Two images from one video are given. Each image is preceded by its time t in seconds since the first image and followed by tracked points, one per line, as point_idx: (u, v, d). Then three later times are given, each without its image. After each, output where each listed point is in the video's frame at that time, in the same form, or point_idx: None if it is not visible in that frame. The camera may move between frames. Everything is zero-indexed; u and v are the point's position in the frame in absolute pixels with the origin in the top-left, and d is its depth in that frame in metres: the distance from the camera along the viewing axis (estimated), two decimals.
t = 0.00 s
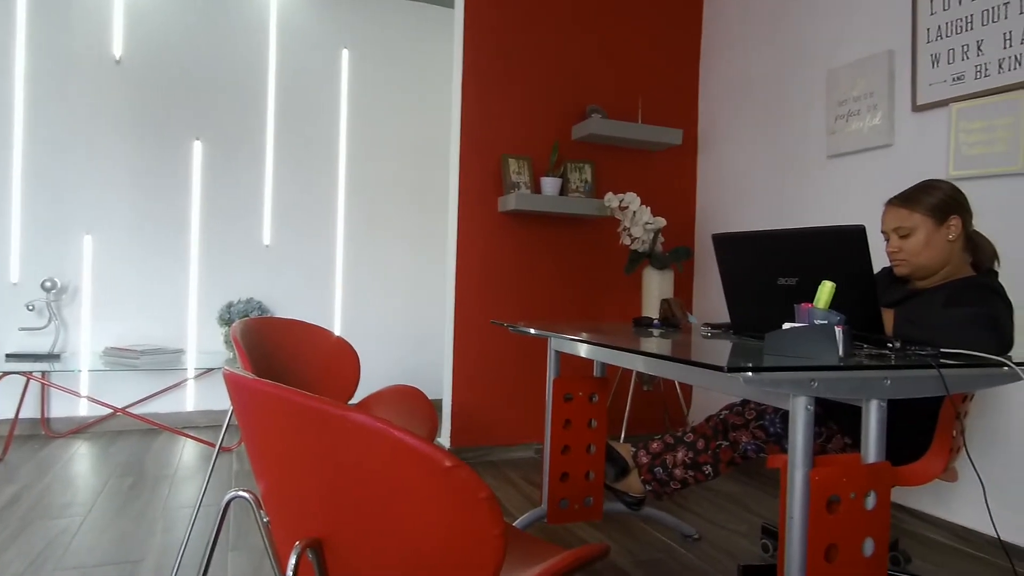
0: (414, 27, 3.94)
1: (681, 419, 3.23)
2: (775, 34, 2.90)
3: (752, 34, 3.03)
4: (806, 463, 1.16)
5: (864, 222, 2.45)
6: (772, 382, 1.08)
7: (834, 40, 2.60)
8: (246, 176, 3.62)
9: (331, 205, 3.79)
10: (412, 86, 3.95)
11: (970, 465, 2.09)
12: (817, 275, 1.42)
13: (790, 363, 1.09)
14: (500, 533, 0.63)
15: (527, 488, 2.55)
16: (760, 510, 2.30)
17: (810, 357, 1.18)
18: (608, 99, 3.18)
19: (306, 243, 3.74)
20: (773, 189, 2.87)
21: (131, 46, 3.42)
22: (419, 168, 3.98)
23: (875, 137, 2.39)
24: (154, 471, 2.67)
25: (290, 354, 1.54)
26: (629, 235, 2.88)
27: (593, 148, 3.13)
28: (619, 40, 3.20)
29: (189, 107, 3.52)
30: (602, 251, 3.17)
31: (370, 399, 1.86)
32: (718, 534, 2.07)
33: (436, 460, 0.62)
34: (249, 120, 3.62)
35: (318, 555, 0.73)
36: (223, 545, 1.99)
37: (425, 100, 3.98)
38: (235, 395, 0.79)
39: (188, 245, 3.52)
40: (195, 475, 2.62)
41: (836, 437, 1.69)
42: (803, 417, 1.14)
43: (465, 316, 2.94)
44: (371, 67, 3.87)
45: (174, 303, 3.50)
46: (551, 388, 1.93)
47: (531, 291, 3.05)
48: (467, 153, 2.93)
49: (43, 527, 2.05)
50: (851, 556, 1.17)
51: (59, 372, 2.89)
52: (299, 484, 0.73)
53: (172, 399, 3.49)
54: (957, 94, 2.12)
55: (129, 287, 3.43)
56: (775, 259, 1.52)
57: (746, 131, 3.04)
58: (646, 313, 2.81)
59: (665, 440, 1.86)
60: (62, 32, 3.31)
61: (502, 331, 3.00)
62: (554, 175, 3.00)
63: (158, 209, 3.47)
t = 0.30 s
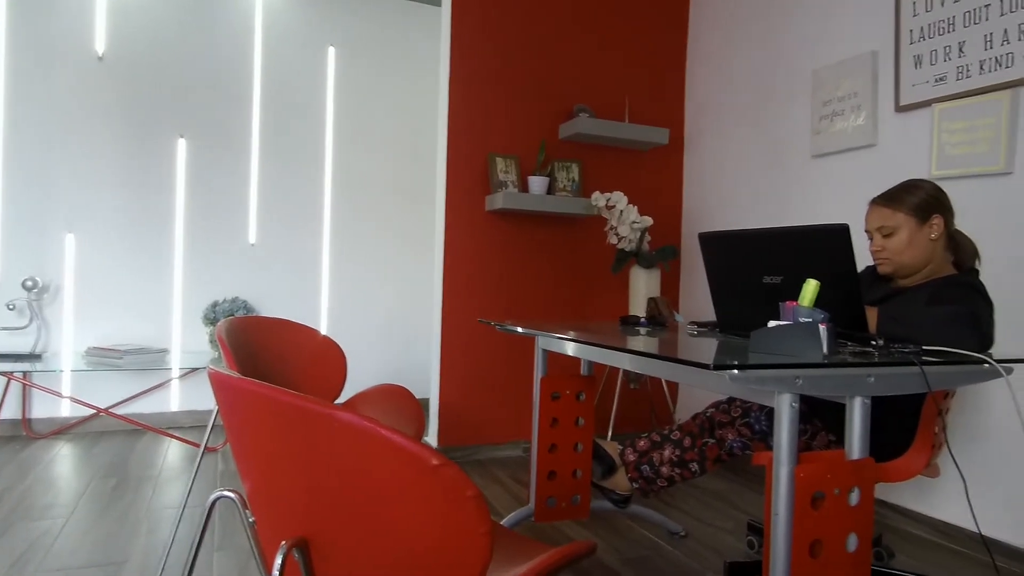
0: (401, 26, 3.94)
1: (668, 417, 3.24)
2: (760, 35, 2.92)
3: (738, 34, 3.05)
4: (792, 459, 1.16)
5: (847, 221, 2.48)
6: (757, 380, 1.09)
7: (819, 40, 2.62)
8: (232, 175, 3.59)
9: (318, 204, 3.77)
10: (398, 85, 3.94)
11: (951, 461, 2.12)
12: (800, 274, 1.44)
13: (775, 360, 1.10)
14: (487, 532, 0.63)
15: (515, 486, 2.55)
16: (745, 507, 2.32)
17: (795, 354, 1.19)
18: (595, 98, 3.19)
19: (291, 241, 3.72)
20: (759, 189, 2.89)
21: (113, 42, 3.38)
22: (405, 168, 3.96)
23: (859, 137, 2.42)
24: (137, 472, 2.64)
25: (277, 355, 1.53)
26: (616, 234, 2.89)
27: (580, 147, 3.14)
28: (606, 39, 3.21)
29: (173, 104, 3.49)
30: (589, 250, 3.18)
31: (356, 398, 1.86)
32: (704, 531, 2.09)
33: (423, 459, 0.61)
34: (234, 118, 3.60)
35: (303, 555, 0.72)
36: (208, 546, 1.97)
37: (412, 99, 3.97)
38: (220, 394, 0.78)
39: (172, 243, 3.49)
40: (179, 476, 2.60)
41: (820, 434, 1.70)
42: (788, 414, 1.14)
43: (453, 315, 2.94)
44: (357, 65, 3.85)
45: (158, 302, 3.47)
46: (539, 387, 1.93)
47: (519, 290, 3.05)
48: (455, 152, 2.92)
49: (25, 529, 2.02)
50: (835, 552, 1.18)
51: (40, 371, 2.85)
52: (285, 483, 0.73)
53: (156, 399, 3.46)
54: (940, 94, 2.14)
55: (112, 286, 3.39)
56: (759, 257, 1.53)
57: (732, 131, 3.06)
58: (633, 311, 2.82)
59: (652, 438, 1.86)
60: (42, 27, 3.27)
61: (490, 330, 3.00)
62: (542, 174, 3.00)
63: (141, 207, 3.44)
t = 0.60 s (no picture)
0: (386, 23, 3.92)
1: (653, 413, 3.26)
2: (745, 34, 2.94)
3: (723, 33, 3.06)
4: (775, 455, 1.17)
5: (830, 219, 2.50)
6: (741, 376, 1.09)
7: (801, 40, 2.64)
8: (215, 171, 3.56)
9: (302, 201, 3.75)
10: (384, 83, 3.93)
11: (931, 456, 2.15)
12: (783, 271, 1.45)
13: (759, 357, 1.11)
14: (472, 528, 0.63)
15: (501, 484, 2.56)
16: (729, 503, 2.33)
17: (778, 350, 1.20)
18: (581, 96, 3.19)
19: (275, 239, 3.69)
20: (743, 187, 2.91)
21: (93, 36, 3.34)
22: (390, 165, 3.95)
23: (841, 136, 2.44)
24: (119, 472, 2.61)
25: (262, 353, 1.52)
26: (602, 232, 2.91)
27: (566, 145, 3.15)
28: (592, 38, 3.21)
29: (155, 100, 3.45)
30: (575, 248, 3.19)
31: (342, 396, 1.85)
32: (689, 527, 2.10)
33: (408, 456, 0.61)
34: (218, 114, 3.57)
35: (287, 553, 0.72)
36: (191, 545, 1.96)
37: (397, 96, 3.96)
38: (201, 393, 0.77)
39: (154, 241, 3.46)
40: (162, 475, 2.57)
41: (803, 430, 1.72)
42: (771, 410, 1.15)
43: (439, 313, 2.93)
44: (341, 62, 3.83)
45: (140, 301, 3.43)
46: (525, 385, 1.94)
47: (505, 287, 3.05)
48: (440, 149, 2.92)
49: (4, 529, 2.00)
50: (817, 546, 1.19)
51: (18, 370, 2.81)
52: (269, 483, 0.72)
53: (139, 398, 3.43)
54: (922, 94, 2.16)
55: (93, 284, 3.35)
56: (742, 254, 1.54)
57: (716, 130, 3.08)
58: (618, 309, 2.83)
59: (637, 435, 1.87)
60: (21, 21, 3.22)
61: (476, 328, 3.00)
62: (527, 172, 3.00)
63: (123, 203, 3.40)
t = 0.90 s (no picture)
0: (372, 21, 3.90)
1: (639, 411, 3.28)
2: (730, 34, 2.95)
3: (709, 33, 3.08)
4: (759, 451, 1.18)
5: (814, 218, 2.52)
6: (726, 373, 1.10)
7: (785, 41, 2.67)
8: (200, 169, 3.53)
9: (288, 200, 3.73)
10: (370, 81, 3.91)
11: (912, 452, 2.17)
12: (766, 268, 1.47)
13: (743, 354, 1.12)
14: (458, 527, 0.63)
15: (488, 482, 2.56)
16: (714, 500, 2.35)
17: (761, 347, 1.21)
18: (568, 95, 3.20)
19: (260, 237, 3.67)
20: (727, 186, 2.93)
21: (74, 31, 3.29)
22: (377, 164, 3.94)
23: (825, 135, 2.46)
24: (102, 472, 2.59)
25: (246, 353, 1.51)
26: (589, 230, 2.92)
27: (553, 144, 3.15)
28: (579, 36, 3.22)
29: (137, 96, 3.41)
30: (562, 246, 3.20)
31: (329, 395, 1.84)
32: (675, 524, 2.11)
33: (394, 454, 0.61)
34: (202, 111, 3.53)
35: (273, 553, 0.71)
36: (176, 546, 1.94)
37: (383, 95, 3.95)
38: (186, 391, 0.77)
39: (137, 239, 3.42)
40: (145, 475, 2.55)
41: (787, 427, 1.74)
42: (755, 407, 1.16)
43: (426, 311, 2.93)
44: (326, 59, 3.81)
45: (123, 299, 3.40)
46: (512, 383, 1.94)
47: (492, 286, 3.05)
48: (427, 147, 2.91)
49: None
50: (801, 542, 1.21)
51: None
52: (254, 482, 0.72)
53: (122, 398, 3.40)
54: (904, 94, 2.19)
55: (75, 283, 3.32)
56: (727, 252, 1.55)
57: (702, 129, 3.10)
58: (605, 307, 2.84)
59: (623, 432, 1.88)
60: None
61: (463, 326, 2.99)
62: (514, 170, 3.00)
63: (104, 201, 3.36)
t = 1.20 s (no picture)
0: (358, 19, 3.89)
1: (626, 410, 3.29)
2: (715, 35, 2.97)
3: (695, 33, 3.09)
4: (744, 449, 1.18)
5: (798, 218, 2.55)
6: (710, 372, 1.11)
7: (769, 42, 2.69)
8: (184, 168, 3.50)
9: (274, 199, 3.70)
10: (356, 80, 3.90)
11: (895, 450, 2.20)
12: (751, 268, 1.48)
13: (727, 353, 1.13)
14: (445, 527, 0.63)
15: (475, 482, 2.56)
16: (700, 498, 2.37)
17: (746, 346, 1.22)
18: (556, 95, 3.20)
19: (245, 237, 3.64)
20: (713, 186, 2.95)
21: (55, 28, 3.25)
22: (363, 163, 3.93)
23: (808, 136, 2.49)
24: (84, 475, 2.55)
25: (231, 352, 1.50)
26: (576, 230, 2.94)
27: (540, 144, 3.16)
28: (566, 37, 3.23)
29: (120, 94, 3.38)
30: (549, 246, 3.20)
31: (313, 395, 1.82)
32: (661, 523, 2.12)
33: (380, 455, 0.61)
34: (186, 109, 3.50)
35: (258, 554, 0.71)
36: (160, 548, 1.92)
37: (369, 94, 3.94)
38: (170, 392, 0.76)
39: (120, 238, 3.39)
40: (128, 478, 2.52)
41: (772, 425, 1.75)
42: (741, 405, 1.17)
43: (413, 311, 2.92)
44: (312, 58, 3.79)
45: (105, 299, 3.36)
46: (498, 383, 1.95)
47: (480, 286, 3.05)
48: (414, 146, 2.90)
49: None
50: (785, 538, 1.22)
51: None
52: (240, 482, 0.71)
53: (105, 399, 3.37)
54: (887, 95, 2.21)
55: (56, 283, 3.27)
56: (712, 252, 1.56)
57: (688, 129, 3.12)
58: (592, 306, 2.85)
59: (610, 431, 1.88)
60: None
61: (450, 326, 2.99)
62: (500, 170, 3.01)
63: (86, 200, 3.32)
